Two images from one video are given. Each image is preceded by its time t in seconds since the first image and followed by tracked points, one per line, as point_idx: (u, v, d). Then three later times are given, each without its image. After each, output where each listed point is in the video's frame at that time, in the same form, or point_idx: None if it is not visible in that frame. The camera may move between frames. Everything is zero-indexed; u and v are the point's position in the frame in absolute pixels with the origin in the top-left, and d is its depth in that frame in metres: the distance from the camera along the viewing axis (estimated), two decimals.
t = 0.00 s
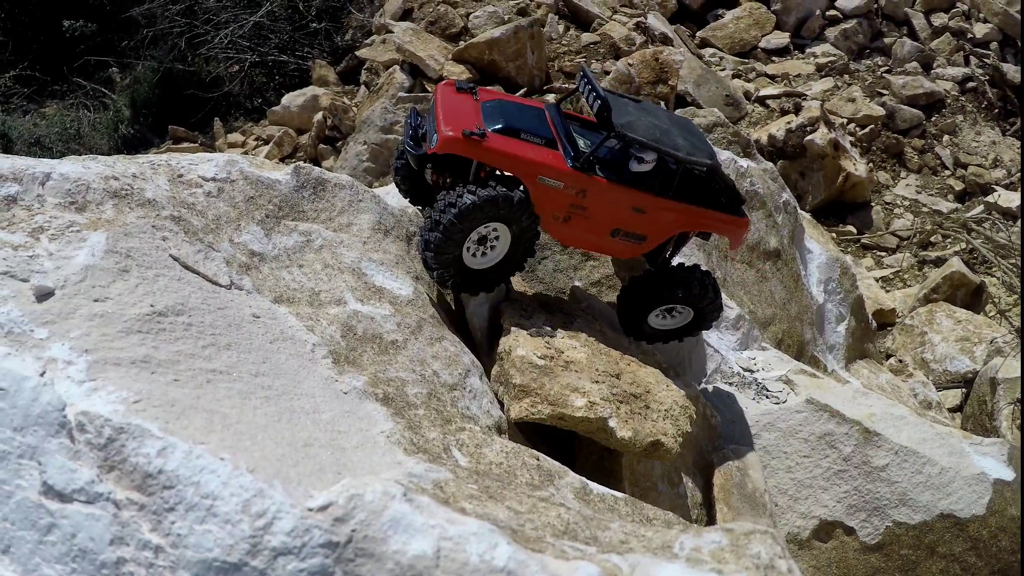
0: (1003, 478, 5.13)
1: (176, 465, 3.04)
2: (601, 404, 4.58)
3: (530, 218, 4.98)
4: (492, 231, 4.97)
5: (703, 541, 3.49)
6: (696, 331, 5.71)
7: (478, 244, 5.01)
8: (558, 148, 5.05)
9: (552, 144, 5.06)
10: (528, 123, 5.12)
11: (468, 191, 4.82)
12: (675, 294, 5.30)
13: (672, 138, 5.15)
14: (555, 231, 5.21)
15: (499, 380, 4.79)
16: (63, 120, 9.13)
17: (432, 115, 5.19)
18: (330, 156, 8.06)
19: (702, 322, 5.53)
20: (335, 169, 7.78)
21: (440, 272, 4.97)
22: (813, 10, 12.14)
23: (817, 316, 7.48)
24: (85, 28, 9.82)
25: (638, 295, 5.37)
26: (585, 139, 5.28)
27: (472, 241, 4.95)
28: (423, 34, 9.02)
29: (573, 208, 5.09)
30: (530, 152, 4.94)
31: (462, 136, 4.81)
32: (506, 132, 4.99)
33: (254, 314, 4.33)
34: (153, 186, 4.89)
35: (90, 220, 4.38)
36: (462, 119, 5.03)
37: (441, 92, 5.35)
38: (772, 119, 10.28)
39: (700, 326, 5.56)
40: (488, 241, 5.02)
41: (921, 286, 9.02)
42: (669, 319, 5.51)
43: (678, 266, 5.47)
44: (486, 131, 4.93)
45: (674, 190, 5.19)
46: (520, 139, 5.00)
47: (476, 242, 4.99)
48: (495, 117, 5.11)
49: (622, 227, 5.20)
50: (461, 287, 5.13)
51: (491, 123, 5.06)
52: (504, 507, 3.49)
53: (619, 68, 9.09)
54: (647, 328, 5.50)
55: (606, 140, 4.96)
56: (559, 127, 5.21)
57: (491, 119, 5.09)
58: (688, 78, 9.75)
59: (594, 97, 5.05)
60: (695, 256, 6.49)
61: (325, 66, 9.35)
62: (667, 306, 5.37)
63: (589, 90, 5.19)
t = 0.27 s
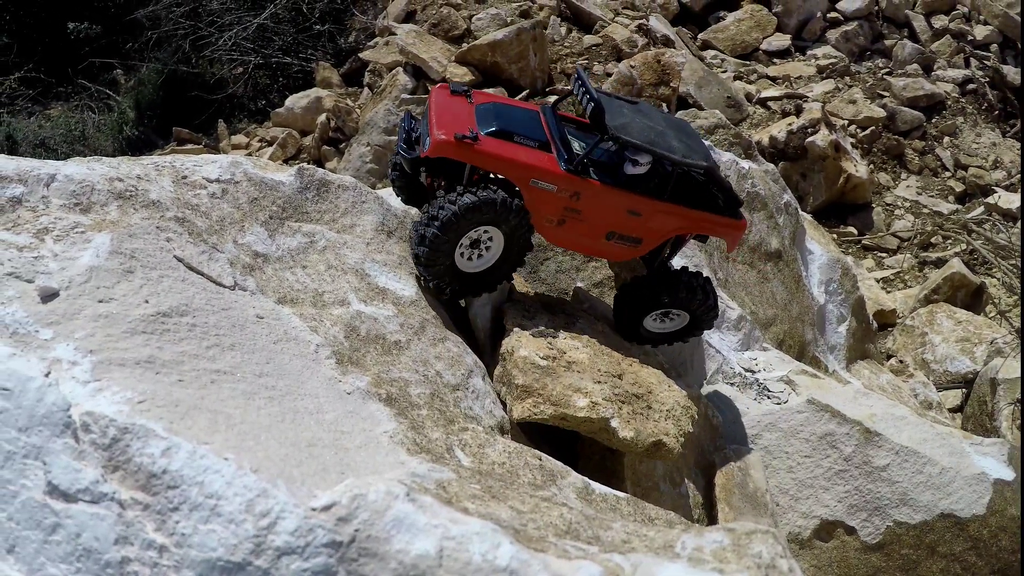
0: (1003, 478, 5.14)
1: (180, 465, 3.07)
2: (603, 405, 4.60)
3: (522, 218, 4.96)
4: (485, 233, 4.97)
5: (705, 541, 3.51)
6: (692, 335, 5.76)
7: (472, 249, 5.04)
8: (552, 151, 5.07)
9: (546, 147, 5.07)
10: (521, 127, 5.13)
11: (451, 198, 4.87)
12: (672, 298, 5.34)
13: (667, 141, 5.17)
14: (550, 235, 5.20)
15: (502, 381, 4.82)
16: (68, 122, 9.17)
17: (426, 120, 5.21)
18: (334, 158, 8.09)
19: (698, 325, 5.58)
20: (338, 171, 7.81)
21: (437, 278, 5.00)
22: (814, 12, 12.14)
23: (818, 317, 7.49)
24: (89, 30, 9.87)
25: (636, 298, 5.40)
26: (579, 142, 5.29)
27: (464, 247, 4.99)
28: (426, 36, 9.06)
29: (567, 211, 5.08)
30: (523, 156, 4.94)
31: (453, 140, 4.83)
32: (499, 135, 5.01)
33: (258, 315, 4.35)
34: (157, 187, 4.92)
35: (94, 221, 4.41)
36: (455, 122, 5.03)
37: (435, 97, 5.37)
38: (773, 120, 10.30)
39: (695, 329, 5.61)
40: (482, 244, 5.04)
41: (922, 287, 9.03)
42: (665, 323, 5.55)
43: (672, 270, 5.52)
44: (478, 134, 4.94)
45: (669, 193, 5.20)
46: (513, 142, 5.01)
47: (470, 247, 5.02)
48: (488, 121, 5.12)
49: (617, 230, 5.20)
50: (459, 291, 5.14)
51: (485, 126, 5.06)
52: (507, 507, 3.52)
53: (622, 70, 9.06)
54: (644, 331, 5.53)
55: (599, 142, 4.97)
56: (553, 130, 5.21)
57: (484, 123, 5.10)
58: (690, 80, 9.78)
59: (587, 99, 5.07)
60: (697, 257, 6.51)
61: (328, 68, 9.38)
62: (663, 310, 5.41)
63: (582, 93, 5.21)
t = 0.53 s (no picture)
0: (1003, 478, 5.15)
1: (185, 465, 3.09)
2: (605, 405, 4.62)
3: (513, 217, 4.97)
4: (478, 235, 5.00)
5: (706, 541, 3.53)
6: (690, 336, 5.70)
7: (468, 249, 5.06)
8: (547, 152, 5.07)
9: (541, 148, 5.08)
10: (517, 128, 5.13)
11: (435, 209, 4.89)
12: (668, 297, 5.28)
13: (664, 141, 5.15)
14: (547, 236, 5.19)
15: (505, 381, 4.84)
16: (72, 124, 9.20)
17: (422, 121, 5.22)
18: (337, 159, 8.12)
19: (696, 325, 5.51)
20: (342, 172, 7.84)
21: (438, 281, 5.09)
22: (816, 14, 12.17)
23: (819, 317, 7.51)
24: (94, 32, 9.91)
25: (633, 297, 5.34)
26: (576, 142, 5.29)
27: (459, 250, 5.02)
28: (430, 38, 9.10)
29: (563, 212, 5.07)
30: (518, 156, 4.94)
31: (448, 141, 4.84)
32: (494, 136, 5.01)
33: (262, 315, 4.38)
34: (162, 189, 4.94)
35: (99, 222, 4.44)
36: (450, 123, 5.05)
37: (432, 99, 5.39)
38: (774, 122, 10.33)
39: (693, 330, 5.55)
40: (477, 243, 5.05)
41: (923, 288, 9.05)
42: (663, 323, 5.50)
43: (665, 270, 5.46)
44: (473, 135, 4.95)
45: (666, 193, 5.18)
46: (508, 143, 5.01)
47: (465, 248, 5.05)
48: (483, 123, 5.13)
49: (614, 230, 5.19)
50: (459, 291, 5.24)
51: (480, 127, 5.08)
52: (509, 506, 3.54)
53: (624, 72, 9.02)
54: (642, 331, 5.49)
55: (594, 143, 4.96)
56: (549, 132, 5.21)
57: (480, 124, 5.12)
58: (692, 82, 9.80)
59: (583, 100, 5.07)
60: (699, 257, 6.54)
61: (332, 70, 9.42)
62: (660, 309, 5.36)
63: (578, 93, 5.20)
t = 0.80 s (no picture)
0: (1003, 478, 5.15)
1: (189, 465, 3.12)
2: (607, 405, 4.65)
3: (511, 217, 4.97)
4: (478, 236, 5.03)
5: (708, 540, 3.56)
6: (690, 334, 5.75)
7: (470, 248, 5.11)
8: (548, 151, 5.08)
9: (542, 147, 5.09)
10: (517, 127, 5.15)
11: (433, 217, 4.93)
12: (666, 297, 5.30)
13: (664, 142, 5.17)
14: (546, 236, 5.21)
15: (508, 382, 4.87)
16: (77, 125, 9.24)
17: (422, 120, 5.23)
18: (340, 161, 8.15)
19: (696, 323, 5.55)
20: (345, 173, 7.86)
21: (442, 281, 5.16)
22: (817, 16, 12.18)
23: (820, 318, 7.52)
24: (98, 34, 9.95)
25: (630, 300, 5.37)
26: (576, 142, 5.31)
27: (461, 252, 5.08)
28: (433, 40, 9.15)
29: (563, 212, 5.09)
30: (518, 156, 4.96)
31: (449, 141, 4.85)
32: (495, 136, 5.03)
33: (266, 316, 4.41)
34: (166, 190, 4.96)
35: (104, 223, 4.47)
36: (451, 122, 5.05)
37: (432, 98, 5.39)
38: (776, 123, 10.36)
39: (694, 327, 5.58)
40: (478, 242, 5.08)
41: (924, 289, 9.06)
42: (663, 322, 5.53)
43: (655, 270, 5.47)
44: (473, 134, 4.95)
45: (667, 194, 5.21)
46: (509, 142, 5.02)
47: (466, 249, 5.10)
48: (483, 122, 5.14)
49: (613, 230, 5.21)
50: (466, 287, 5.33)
51: (480, 126, 5.09)
52: (512, 506, 3.56)
53: (625, 74, 9.19)
54: (642, 332, 5.52)
55: (595, 143, 4.98)
56: (549, 132, 5.23)
57: (480, 123, 5.13)
58: (693, 84, 9.82)
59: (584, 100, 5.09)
60: (700, 258, 6.56)
61: (335, 72, 9.45)
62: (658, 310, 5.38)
63: (579, 94, 5.22)
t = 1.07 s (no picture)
0: (1004, 478, 5.16)
1: (193, 465, 3.14)
2: (609, 406, 4.66)
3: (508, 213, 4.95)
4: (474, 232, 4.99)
5: (710, 540, 3.58)
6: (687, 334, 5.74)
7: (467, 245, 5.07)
8: (547, 147, 5.08)
9: (540, 142, 5.09)
10: (515, 122, 5.15)
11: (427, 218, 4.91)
12: (661, 294, 5.31)
13: (664, 139, 5.18)
14: (542, 232, 5.21)
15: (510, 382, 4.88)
16: (82, 127, 9.29)
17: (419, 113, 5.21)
18: (343, 162, 8.18)
19: (692, 322, 5.55)
20: (349, 174, 7.89)
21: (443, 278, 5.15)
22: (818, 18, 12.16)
23: (821, 319, 7.54)
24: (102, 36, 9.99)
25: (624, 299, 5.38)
26: (574, 138, 5.31)
27: (458, 251, 5.05)
28: (436, 42, 9.18)
29: (560, 209, 5.09)
30: (517, 150, 4.95)
31: (447, 133, 4.83)
32: (493, 130, 5.01)
33: (270, 317, 4.44)
34: (170, 191, 4.99)
35: (108, 224, 4.50)
36: (449, 115, 5.04)
37: (429, 92, 5.38)
38: (777, 125, 10.36)
39: (689, 326, 5.58)
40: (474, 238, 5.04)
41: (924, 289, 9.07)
42: (659, 322, 5.53)
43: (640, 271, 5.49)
44: (472, 128, 4.94)
45: (665, 191, 5.22)
46: (507, 137, 5.02)
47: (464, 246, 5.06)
48: (481, 116, 5.13)
49: (611, 227, 5.22)
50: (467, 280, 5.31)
51: (478, 120, 5.08)
52: (514, 506, 3.59)
53: (628, 76, 9.21)
54: (638, 331, 5.52)
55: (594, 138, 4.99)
56: (548, 127, 5.23)
57: (478, 117, 5.12)
58: (695, 86, 9.84)
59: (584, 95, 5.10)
60: (702, 259, 6.57)
61: (338, 74, 9.48)
62: (654, 308, 5.39)
63: (579, 90, 5.24)
